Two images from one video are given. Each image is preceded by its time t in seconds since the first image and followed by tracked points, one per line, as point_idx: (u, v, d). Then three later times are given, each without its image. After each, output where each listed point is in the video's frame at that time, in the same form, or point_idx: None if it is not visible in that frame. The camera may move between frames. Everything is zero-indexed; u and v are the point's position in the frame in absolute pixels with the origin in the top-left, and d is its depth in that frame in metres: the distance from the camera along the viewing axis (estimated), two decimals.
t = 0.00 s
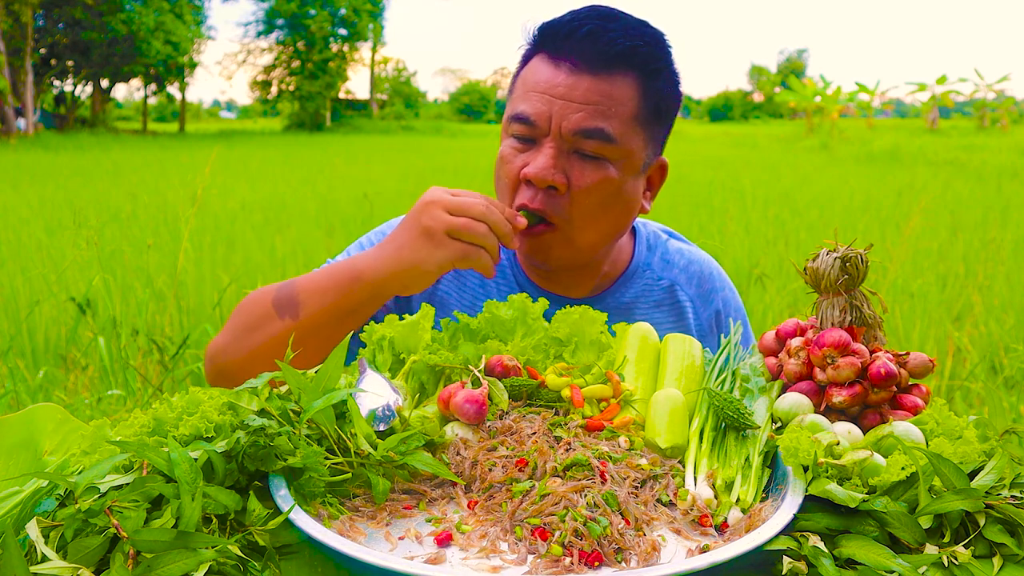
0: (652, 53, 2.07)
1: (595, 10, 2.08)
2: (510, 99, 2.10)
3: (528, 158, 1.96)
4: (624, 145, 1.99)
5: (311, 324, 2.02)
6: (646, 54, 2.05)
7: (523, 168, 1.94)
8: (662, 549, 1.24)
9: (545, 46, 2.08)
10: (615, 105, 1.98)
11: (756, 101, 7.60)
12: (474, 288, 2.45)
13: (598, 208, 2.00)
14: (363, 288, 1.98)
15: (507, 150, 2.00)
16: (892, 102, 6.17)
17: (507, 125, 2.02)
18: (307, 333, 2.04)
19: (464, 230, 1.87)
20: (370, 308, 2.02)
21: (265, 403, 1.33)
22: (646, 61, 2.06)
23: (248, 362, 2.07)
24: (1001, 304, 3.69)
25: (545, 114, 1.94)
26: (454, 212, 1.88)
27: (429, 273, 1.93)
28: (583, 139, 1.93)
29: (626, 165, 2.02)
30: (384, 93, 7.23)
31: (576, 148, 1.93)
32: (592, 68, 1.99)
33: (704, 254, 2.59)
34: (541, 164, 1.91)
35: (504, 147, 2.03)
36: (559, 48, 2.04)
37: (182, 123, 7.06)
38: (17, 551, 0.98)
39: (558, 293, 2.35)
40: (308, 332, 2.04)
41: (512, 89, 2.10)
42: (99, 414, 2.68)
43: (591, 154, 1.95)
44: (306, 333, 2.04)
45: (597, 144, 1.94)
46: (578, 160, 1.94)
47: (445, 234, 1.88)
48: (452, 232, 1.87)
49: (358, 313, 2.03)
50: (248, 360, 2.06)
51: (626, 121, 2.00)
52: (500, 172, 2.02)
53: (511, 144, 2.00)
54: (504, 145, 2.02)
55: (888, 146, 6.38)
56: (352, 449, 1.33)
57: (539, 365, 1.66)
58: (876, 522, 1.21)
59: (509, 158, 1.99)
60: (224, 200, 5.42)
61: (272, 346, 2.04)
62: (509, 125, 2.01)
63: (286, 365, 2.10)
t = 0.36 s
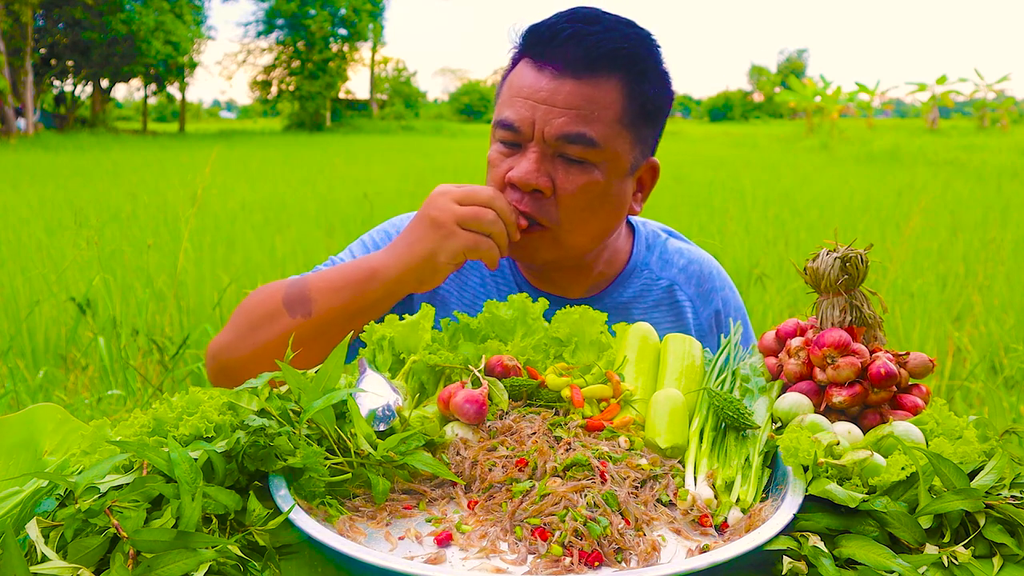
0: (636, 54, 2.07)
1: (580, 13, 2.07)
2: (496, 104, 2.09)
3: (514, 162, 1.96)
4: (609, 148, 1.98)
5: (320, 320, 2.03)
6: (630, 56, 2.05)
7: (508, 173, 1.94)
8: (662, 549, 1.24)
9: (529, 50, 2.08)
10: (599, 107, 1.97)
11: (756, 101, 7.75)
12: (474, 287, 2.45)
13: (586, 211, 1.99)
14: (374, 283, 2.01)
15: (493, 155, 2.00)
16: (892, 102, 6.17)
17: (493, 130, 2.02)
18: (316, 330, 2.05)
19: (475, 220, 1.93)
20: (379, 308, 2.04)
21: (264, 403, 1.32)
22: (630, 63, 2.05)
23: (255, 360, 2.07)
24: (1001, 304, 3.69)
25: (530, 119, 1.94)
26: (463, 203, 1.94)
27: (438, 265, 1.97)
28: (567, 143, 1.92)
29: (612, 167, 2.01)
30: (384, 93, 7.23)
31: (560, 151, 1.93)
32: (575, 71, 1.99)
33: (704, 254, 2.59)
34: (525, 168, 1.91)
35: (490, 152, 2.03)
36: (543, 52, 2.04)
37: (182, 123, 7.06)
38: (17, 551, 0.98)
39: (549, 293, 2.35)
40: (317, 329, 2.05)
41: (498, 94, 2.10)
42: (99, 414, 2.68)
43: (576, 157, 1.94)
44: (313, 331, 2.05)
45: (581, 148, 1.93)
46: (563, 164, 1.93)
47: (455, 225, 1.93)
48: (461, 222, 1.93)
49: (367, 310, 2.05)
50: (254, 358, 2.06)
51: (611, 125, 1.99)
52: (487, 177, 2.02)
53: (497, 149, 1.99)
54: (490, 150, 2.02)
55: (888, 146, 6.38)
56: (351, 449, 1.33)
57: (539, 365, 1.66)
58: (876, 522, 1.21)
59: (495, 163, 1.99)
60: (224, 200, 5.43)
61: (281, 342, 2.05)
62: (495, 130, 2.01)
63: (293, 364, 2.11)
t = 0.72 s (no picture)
0: (635, 48, 2.07)
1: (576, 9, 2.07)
2: (495, 104, 2.09)
3: (518, 161, 1.96)
4: (612, 144, 2.00)
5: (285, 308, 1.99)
6: (629, 50, 2.05)
7: (513, 172, 1.94)
8: (662, 549, 1.24)
9: (527, 47, 2.07)
10: (601, 103, 1.98)
11: (756, 101, 7.59)
12: (473, 287, 2.45)
13: (591, 207, 2.00)
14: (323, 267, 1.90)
15: (496, 154, 2.00)
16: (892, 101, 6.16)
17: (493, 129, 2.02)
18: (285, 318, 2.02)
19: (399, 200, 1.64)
20: (334, 287, 1.94)
21: (265, 403, 1.33)
22: (630, 57, 2.06)
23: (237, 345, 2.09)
24: (1001, 304, 3.69)
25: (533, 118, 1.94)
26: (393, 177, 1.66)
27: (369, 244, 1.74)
28: (570, 140, 1.93)
29: (616, 163, 2.02)
30: (384, 93, 7.24)
31: (564, 149, 1.94)
32: (576, 68, 1.99)
33: (704, 252, 2.58)
34: (531, 166, 1.92)
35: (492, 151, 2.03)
36: (542, 49, 2.04)
37: (182, 123, 7.06)
38: (18, 551, 0.98)
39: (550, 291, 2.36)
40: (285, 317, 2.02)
41: (495, 94, 2.10)
42: (99, 414, 2.68)
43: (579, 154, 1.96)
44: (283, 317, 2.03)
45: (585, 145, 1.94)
46: (568, 161, 1.95)
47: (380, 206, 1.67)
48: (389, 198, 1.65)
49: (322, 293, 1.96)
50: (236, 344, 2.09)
51: (613, 121, 2.00)
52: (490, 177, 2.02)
53: (498, 149, 2.00)
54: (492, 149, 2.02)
55: (888, 146, 6.38)
56: (352, 449, 1.33)
57: (539, 365, 1.66)
58: (876, 522, 1.21)
59: (497, 163, 2.00)
60: (224, 200, 5.42)
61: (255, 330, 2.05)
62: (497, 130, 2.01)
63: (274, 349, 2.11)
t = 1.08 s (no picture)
0: (646, 44, 2.08)
1: (584, 10, 2.07)
2: (512, 111, 2.07)
3: (553, 167, 1.95)
4: (640, 140, 2.01)
5: (246, 340, 2.01)
6: (642, 46, 2.06)
7: (552, 179, 1.93)
8: (662, 549, 1.24)
9: (541, 50, 2.06)
10: (626, 101, 1.99)
11: (756, 101, 7.63)
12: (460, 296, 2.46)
13: (627, 206, 2.01)
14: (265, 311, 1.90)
15: (526, 162, 1.98)
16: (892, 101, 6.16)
17: (518, 137, 2.00)
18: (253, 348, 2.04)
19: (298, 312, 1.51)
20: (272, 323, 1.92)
21: (265, 403, 1.33)
22: (643, 53, 2.07)
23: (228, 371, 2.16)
24: (1001, 304, 3.69)
25: (564, 122, 1.93)
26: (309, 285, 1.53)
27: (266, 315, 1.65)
28: (605, 140, 1.93)
29: (644, 160, 2.03)
30: (384, 93, 7.22)
31: (599, 149, 1.94)
32: (596, 68, 1.99)
33: (704, 252, 2.57)
34: (570, 170, 1.91)
35: (519, 160, 2.00)
36: (558, 52, 2.02)
37: (181, 123, 7.06)
38: (18, 551, 0.98)
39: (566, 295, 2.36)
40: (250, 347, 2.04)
41: (512, 100, 2.07)
42: (99, 414, 2.68)
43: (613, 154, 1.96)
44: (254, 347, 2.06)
45: (619, 144, 1.94)
46: (605, 162, 1.94)
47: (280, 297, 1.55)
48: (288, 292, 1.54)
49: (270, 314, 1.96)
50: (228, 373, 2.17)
51: (638, 118, 2.01)
52: (520, 186, 2.00)
53: (527, 157, 1.98)
54: (519, 157, 2.00)
55: (888, 146, 6.38)
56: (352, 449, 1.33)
57: (539, 365, 1.67)
58: (876, 522, 1.21)
59: (528, 171, 1.97)
60: (224, 200, 5.42)
61: (234, 366, 2.10)
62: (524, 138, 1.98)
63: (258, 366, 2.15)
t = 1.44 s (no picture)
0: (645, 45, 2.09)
1: (584, 11, 2.06)
2: (519, 115, 2.04)
3: (566, 170, 1.93)
4: (647, 141, 2.01)
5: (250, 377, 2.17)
6: (643, 48, 2.07)
7: (568, 182, 1.90)
8: (662, 549, 1.24)
9: (545, 53, 2.04)
10: (633, 103, 1.99)
11: (756, 101, 7.65)
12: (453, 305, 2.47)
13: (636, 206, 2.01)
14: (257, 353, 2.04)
15: (537, 166, 1.96)
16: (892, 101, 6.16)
17: (528, 143, 1.98)
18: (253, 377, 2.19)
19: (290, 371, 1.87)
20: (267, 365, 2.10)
21: (265, 403, 1.33)
22: (644, 54, 2.08)
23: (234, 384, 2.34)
24: (1001, 304, 3.69)
25: (577, 124, 1.91)
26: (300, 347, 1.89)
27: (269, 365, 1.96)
28: (618, 141, 1.92)
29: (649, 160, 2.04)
30: (384, 92, 7.26)
31: (611, 151, 1.93)
32: (603, 70, 1.98)
33: (700, 250, 2.57)
34: (585, 172, 1.89)
35: (528, 165, 1.98)
36: (563, 54, 2.01)
37: (181, 124, 7.07)
38: (17, 551, 0.98)
39: (568, 298, 2.36)
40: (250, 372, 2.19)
41: (517, 105, 2.05)
42: (99, 415, 2.68)
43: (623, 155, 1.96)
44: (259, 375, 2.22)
45: (630, 144, 1.93)
46: (616, 163, 1.93)
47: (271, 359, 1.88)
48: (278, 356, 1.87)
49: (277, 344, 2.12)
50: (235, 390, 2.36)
51: (643, 118, 2.02)
52: (532, 192, 1.98)
53: (538, 162, 1.96)
54: (529, 162, 1.97)
55: (888, 146, 6.38)
56: (351, 449, 1.33)
57: (539, 365, 1.67)
58: (876, 522, 1.21)
59: (540, 177, 1.95)
60: (224, 200, 5.42)
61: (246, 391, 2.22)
62: (534, 141, 1.96)
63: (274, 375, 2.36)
